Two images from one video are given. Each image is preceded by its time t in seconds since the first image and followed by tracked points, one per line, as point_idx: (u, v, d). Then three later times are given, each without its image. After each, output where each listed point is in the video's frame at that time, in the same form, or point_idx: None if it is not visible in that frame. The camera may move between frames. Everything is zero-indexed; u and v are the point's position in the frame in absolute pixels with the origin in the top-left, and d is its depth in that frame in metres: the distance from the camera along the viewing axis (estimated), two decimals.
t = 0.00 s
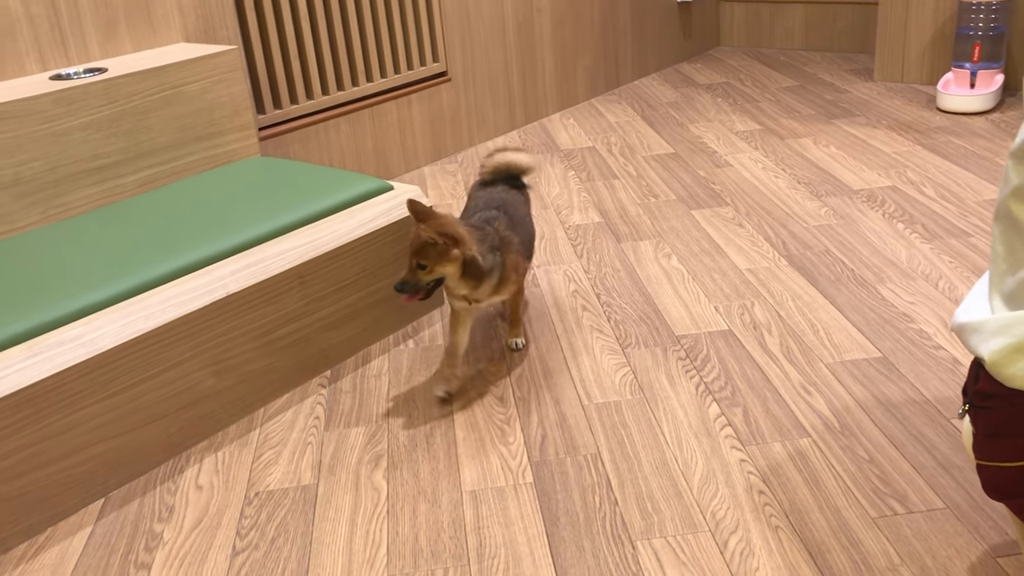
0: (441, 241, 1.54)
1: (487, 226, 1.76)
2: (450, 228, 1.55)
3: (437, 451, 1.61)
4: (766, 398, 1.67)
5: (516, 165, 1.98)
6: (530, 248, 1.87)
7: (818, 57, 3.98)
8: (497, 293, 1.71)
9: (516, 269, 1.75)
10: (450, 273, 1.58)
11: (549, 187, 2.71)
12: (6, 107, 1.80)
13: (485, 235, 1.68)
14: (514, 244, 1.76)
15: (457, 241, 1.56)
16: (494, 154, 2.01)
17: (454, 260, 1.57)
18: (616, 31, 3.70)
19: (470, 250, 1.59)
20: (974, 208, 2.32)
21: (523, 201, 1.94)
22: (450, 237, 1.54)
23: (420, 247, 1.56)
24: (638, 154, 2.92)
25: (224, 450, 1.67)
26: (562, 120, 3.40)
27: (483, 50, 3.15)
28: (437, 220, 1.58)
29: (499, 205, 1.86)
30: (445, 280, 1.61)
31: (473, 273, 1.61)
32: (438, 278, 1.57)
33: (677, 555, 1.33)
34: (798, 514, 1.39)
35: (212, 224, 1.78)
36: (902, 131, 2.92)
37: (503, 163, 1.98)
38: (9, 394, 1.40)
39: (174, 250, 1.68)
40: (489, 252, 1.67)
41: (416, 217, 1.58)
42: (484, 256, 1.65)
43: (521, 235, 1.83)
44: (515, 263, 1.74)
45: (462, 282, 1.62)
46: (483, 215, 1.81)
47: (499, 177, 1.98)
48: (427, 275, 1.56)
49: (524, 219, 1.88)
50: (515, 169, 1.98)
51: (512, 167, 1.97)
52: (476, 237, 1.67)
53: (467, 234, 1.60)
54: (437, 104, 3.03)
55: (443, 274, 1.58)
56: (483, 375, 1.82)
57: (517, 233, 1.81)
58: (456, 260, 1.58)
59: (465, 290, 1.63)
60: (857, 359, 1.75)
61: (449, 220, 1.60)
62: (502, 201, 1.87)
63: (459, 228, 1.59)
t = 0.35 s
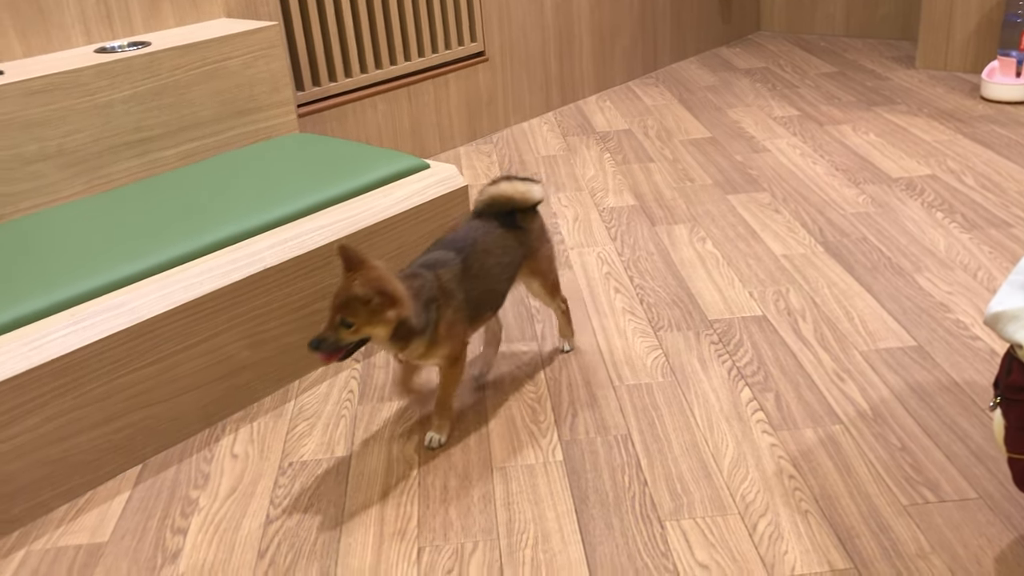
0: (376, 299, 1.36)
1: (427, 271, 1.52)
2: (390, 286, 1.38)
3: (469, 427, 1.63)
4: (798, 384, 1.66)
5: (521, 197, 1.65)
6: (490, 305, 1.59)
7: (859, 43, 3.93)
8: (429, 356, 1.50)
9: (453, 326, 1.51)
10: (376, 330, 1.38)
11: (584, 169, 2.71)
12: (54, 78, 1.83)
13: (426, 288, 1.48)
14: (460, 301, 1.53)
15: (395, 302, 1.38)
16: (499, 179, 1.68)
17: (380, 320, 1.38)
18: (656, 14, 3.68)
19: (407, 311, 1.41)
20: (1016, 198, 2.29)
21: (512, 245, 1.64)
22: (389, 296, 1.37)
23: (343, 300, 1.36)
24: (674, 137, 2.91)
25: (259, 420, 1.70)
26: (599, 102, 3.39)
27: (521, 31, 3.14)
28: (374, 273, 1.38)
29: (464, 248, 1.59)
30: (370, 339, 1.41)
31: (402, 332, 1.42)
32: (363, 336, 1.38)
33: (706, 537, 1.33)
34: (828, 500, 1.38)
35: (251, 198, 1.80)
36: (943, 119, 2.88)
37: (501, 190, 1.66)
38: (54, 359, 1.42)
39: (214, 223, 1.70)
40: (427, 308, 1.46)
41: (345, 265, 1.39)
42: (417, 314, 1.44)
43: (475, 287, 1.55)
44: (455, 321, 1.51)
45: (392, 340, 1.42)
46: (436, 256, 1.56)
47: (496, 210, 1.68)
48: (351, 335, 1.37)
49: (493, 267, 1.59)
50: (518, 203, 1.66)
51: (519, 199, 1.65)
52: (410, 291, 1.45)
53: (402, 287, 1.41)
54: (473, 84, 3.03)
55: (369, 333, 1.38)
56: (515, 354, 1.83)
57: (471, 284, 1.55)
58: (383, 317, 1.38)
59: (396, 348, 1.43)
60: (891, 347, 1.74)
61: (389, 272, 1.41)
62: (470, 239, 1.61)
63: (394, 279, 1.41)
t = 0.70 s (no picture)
0: (234, 334, 1.17)
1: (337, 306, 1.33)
2: (251, 318, 1.19)
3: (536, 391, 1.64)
4: (872, 361, 1.63)
5: (479, 242, 1.40)
6: (425, 349, 1.35)
7: (946, 16, 3.80)
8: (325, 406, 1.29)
9: (357, 377, 1.29)
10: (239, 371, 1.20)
11: (655, 139, 2.68)
12: (139, 37, 1.88)
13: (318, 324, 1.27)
14: (367, 349, 1.30)
15: (259, 338, 1.19)
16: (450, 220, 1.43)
17: (238, 360, 1.19)
18: None
19: (277, 350, 1.21)
20: None
21: (460, 300, 1.38)
22: (248, 331, 1.18)
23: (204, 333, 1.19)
24: (749, 110, 2.85)
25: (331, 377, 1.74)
26: (672, 73, 3.35)
27: None
28: (243, 304, 1.21)
29: (401, 288, 1.37)
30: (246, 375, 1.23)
31: (273, 376, 1.22)
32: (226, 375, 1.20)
33: (772, 509, 1.33)
34: (900, 478, 1.36)
35: (328, 159, 1.82)
36: None
37: (452, 234, 1.40)
38: (139, 308, 1.46)
39: (290, 182, 1.73)
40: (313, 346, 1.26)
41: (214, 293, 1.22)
42: (297, 353, 1.24)
43: (391, 340, 1.32)
44: (359, 367, 1.29)
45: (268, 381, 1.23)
46: (357, 295, 1.35)
47: (446, 251, 1.42)
48: (214, 370, 1.20)
49: (430, 319, 1.35)
50: (478, 250, 1.41)
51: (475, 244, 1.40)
52: (295, 326, 1.25)
53: (270, 321, 1.21)
54: (545, 52, 3.02)
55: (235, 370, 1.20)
56: (583, 322, 1.83)
57: (391, 335, 1.32)
58: (245, 355, 1.19)
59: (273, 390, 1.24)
60: (970, 327, 1.70)
61: (263, 307, 1.23)
62: (407, 281, 1.39)
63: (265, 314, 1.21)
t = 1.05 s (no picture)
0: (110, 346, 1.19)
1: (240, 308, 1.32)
2: (131, 333, 1.21)
3: (635, 357, 1.65)
4: (986, 343, 1.58)
5: (388, 250, 1.30)
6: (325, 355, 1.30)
7: None
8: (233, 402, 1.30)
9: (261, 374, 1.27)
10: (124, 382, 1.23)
11: (763, 109, 2.63)
12: None
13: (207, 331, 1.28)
14: (266, 346, 1.27)
15: (138, 351, 1.21)
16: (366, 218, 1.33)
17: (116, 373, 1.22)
18: None
19: (159, 359, 1.23)
20: None
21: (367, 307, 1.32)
22: (129, 346, 1.20)
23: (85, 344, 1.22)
24: (862, 81, 2.77)
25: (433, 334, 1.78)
26: (782, 42, 3.26)
27: None
28: (129, 315, 1.23)
29: (305, 280, 1.35)
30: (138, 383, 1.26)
31: (160, 381, 1.24)
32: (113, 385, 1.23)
33: (874, 486, 1.31)
34: (1011, 463, 1.33)
35: (435, 120, 1.85)
36: None
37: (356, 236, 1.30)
38: (253, 261, 1.52)
39: (398, 143, 1.76)
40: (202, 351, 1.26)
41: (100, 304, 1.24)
42: (183, 361, 1.25)
43: (295, 337, 1.28)
44: (256, 368, 1.27)
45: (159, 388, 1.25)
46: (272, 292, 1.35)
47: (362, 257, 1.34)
48: (100, 380, 1.23)
49: (327, 309, 1.31)
50: (388, 257, 1.32)
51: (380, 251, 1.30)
52: (182, 332, 1.26)
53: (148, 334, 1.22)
54: (653, 18, 2.98)
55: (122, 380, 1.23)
56: (684, 291, 1.83)
57: (288, 323, 1.29)
58: (125, 365, 1.21)
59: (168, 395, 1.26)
60: None
61: (148, 320, 1.24)
62: (315, 275, 1.36)
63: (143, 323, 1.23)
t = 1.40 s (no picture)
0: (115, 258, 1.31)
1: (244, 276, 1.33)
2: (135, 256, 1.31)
3: (739, 336, 1.64)
4: None
5: (404, 244, 1.21)
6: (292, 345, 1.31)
7: None
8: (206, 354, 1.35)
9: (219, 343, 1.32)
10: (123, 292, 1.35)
11: (876, 92, 2.56)
12: None
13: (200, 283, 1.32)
14: (232, 326, 1.31)
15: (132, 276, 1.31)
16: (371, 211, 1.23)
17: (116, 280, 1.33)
18: None
19: (145, 290, 1.31)
20: None
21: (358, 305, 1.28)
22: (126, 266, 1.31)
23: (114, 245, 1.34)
24: (983, 65, 2.66)
25: (534, 305, 1.81)
26: (898, 23, 3.16)
27: None
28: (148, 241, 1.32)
29: (300, 272, 1.31)
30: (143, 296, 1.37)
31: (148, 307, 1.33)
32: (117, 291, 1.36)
33: (985, 477, 1.28)
34: None
35: (546, 94, 1.86)
36: None
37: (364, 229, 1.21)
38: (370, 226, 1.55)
39: (510, 115, 1.79)
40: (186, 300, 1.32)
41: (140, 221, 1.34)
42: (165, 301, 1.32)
43: (264, 322, 1.30)
44: (219, 337, 1.31)
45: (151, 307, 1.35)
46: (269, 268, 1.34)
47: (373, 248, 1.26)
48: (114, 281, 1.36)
49: (306, 311, 1.29)
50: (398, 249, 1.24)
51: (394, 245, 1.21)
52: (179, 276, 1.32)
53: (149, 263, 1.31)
54: None
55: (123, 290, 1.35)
56: (790, 273, 1.81)
57: (262, 320, 1.30)
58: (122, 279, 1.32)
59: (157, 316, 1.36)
60: None
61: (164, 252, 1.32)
62: (313, 267, 1.31)
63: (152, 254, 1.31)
